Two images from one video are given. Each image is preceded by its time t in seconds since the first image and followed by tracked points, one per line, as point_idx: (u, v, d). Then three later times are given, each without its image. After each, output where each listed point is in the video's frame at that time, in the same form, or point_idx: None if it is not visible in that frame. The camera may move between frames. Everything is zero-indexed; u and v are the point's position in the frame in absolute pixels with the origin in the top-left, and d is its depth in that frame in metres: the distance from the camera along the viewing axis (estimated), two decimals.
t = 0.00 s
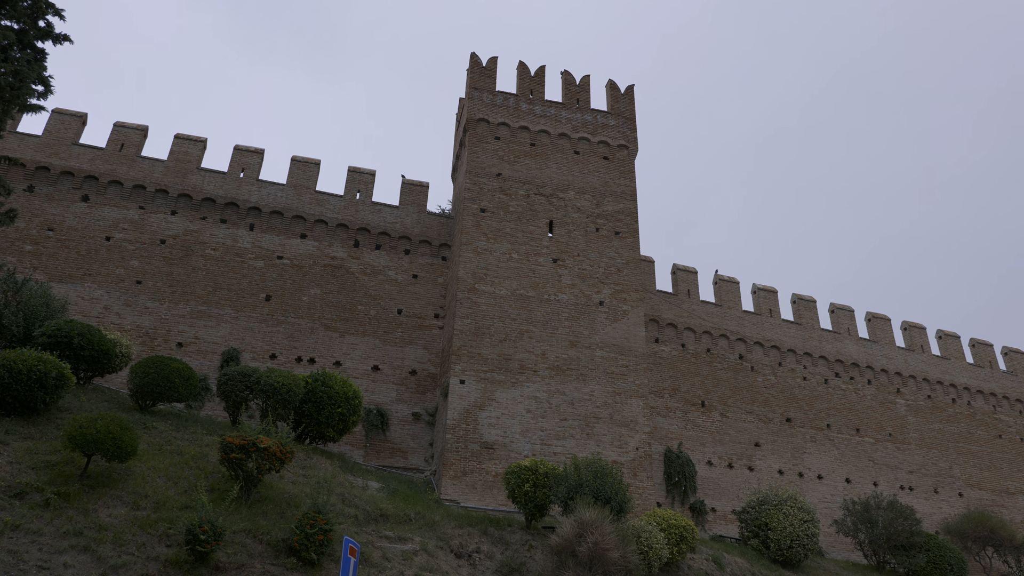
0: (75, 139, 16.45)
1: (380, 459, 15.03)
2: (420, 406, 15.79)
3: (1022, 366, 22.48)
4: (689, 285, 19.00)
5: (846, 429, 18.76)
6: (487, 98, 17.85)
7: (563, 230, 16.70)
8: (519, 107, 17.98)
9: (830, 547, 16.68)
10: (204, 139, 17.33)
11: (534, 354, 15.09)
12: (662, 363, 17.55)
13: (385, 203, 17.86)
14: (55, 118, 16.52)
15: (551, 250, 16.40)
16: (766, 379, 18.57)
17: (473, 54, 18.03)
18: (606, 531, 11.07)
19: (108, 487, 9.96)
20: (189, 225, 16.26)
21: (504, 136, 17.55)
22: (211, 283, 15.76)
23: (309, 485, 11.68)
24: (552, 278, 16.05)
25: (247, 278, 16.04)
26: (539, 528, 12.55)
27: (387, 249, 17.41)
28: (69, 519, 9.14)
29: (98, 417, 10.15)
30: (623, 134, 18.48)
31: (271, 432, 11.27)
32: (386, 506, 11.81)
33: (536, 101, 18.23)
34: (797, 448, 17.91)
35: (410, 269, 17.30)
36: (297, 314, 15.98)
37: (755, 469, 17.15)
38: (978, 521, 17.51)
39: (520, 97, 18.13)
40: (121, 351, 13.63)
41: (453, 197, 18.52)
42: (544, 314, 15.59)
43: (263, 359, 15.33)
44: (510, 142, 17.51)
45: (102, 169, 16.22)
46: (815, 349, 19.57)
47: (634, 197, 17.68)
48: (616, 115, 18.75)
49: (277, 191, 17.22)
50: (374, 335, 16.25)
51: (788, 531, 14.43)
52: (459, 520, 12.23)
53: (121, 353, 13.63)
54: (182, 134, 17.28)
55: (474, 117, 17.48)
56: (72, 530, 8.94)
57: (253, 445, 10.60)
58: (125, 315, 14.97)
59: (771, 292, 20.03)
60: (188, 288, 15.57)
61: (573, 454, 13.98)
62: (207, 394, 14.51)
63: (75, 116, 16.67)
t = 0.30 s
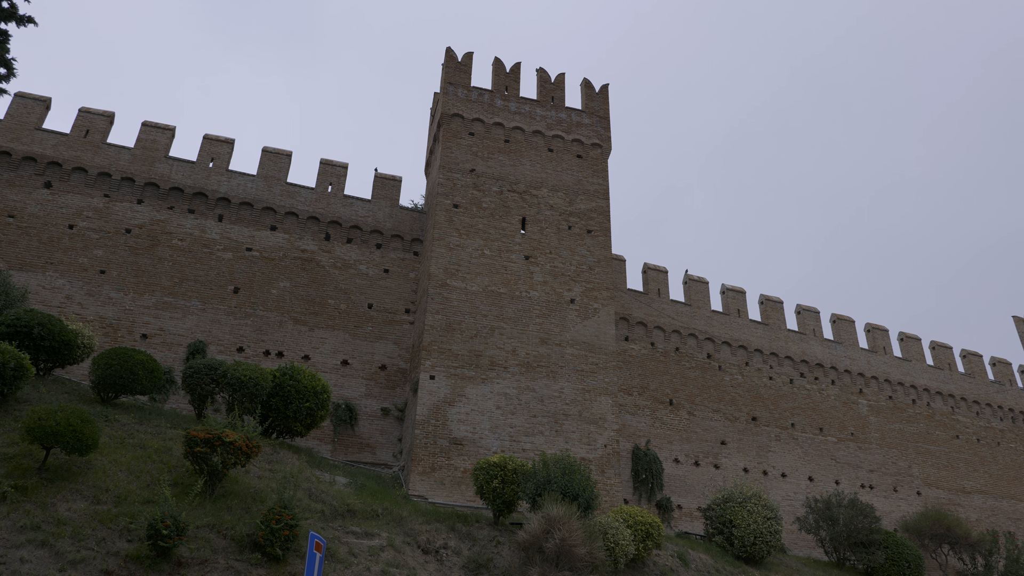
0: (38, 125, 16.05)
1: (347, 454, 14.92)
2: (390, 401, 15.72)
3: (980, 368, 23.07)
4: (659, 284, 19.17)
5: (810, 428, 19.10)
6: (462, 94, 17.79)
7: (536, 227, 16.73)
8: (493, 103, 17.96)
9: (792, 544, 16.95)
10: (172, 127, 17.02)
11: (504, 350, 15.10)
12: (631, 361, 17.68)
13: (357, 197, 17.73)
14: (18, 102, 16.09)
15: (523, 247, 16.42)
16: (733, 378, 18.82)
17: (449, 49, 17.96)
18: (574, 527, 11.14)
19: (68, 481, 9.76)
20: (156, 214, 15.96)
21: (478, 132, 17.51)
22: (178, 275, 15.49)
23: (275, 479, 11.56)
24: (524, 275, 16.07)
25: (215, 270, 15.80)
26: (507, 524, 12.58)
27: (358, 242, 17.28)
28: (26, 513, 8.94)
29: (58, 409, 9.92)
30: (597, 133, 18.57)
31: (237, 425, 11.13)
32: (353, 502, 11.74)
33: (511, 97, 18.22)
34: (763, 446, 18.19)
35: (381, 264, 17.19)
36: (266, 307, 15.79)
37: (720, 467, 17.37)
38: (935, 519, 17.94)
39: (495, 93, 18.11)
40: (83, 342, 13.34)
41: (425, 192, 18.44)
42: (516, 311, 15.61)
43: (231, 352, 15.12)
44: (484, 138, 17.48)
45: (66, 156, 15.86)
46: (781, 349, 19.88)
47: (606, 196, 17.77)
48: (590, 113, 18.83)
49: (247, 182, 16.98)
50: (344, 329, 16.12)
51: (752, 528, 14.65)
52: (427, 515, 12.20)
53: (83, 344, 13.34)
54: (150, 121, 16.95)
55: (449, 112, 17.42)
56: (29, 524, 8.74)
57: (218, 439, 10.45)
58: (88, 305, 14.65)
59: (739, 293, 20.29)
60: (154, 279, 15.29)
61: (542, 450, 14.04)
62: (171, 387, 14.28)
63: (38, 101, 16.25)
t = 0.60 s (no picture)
0: None
1: (315, 448, 14.79)
2: (358, 395, 15.62)
3: (939, 369, 23.66)
4: (630, 282, 19.31)
5: (774, 425, 19.42)
6: (437, 87, 17.70)
7: (508, 223, 16.73)
8: (468, 98, 17.90)
9: (754, 540, 17.24)
10: (139, 113, 16.67)
11: (475, 346, 15.08)
12: (601, 358, 17.80)
13: (329, 188, 17.55)
14: None
15: (495, 242, 16.41)
16: (701, 376, 19.05)
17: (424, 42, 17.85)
18: (540, 522, 11.19)
19: (25, 473, 9.53)
20: (121, 201, 15.62)
21: (452, 125, 17.43)
22: (143, 264, 15.19)
23: (241, 473, 11.42)
24: (496, 270, 16.07)
25: (181, 260, 15.53)
26: (474, 518, 12.59)
27: (329, 234, 17.12)
28: None
29: (17, 400, 9.69)
30: (571, 130, 18.61)
31: (202, 418, 10.96)
32: (319, 496, 11.66)
33: (486, 92, 18.18)
34: (728, 443, 18.45)
35: (352, 256, 17.06)
36: (234, 298, 15.57)
37: (687, 463, 17.58)
38: (893, 515, 18.38)
39: (470, 88, 18.05)
40: (43, 331, 13.03)
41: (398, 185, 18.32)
42: (487, 306, 15.60)
43: (197, 343, 14.88)
44: (458, 132, 17.40)
45: (28, 140, 15.45)
46: (748, 348, 20.17)
47: (579, 193, 17.83)
48: (564, 110, 18.87)
49: (216, 171, 16.71)
50: (313, 321, 15.97)
51: (716, 524, 14.85)
52: (394, 510, 12.16)
53: (43, 333, 13.03)
54: (116, 107, 16.59)
55: (423, 106, 17.32)
56: None
57: (182, 431, 10.29)
58: (49, 293, 14.30)
59: (708, 292, 20.53)
60: (118, 268, 14.97)
61: (511, 446, 14.07)
62: (135, 378, 14.00)
63: None
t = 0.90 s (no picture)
0: None
1: (278, 439, 14.63)
2: (324, 386, 15.49)
3: (896, 369, 24.25)
4: (599, 277, 19.43)
5: (736, 422, 19.74)
6: (409, 77, 17.56)
7: (478, 216, 16.70)
8: (440, 89, 17.80)
9: (715, 534, 17.52)
10: (102, 94, 16.27)
11: (442, 338, 15.05)
12: (568, 353, 17.89)
13: (297, 176, 17.33)
14: None
15: (465, 234, 16.37)
16: (666, 372, 19.26)
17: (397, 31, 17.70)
18: (505, 515, 11.24)
19: None
20: (81, 184, 15.24)
21: (424, 117, 17.32)
22: (104, 249, 14.85)
23: (202, 463, 11.26)
24: (465, 263, 16.04)
25: (144, 246, 15.21)
26: (439, 511, 12.59)
27: (297, 223, 16.91)
28: None
29: None
30: (543, 125, 18.63)
31: (162, 407, 10.78)
32: (282, 487, 11.55)
33: (458, 84, 18.10)
34: (691, 439, 18.71)
35: (320, 246, 16.88)
36: (197, 285, 15.30)
37: (650, 458, 17.78)
38: (849, 511, 18.82)
39: (443, 79, 17.95)
40: None
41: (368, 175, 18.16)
42: (455, 299, 15.56)
43: (158, 331, 14.60)
44: (430, 123, 17.30)
45: None
46: (712, 345, 20.44)
47: (550, 187, 17.87)
48: (537, 104, 18.87)
49: (181, 156, 16.39)
50: (278, 311, 15.77)
51: (678, 518, 15.06)
52: (358, 501, 12.10)
53: None
54: (78, 87, 16.16)
55: (394, 96, 17.18)
56: None
57: (142, 421, 10.10)
58: (4, 277, 13.90)
59: (675, 289, 20.75)
60: (77, 252, 14.60)
61: (477, 439, 14.08)
62: (93, 366, 13.69)
63: None
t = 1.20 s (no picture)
0: None
1: (248, 428, 14.50)
2: (296, 375, 15.37)
3: (862, 365, 24.69)
4: (573, 271, 19.49)
5: (707, 415, 19.97)
6: (387, 65, 17.40)
7: (454, 206, 16.64)
8: (418, 78, 17.66)
9: (683, 525, 17.75)
10: (71, 75, 15.90)
11: (416, 329, 15.01)
12: (542, 345, 17.94)
13: (271, 163, 17.13)
14: None
15: (440, 225, 16.31)
16: (639, 365, 19.41)
17: (375, 18, 17.52)
18: (476, 506, 11.28)
19: None
20: (48, 166, 14.89)
21: (401, 105, 17.17)
22: (71, 232, 14.54)
23: (170, 452, 11.12)
24: (440, 253, 15.98)
25: (112, 230, 14.92)
26: (410, 502, 12.58)
27: (270, 210, 16.71)
28: None
29: None
30: (521, 117, 18.59)
31: (130, 394, 10.62)
32: (252, 476, 11.46)
33: (436, 73, 17.98)
34: (662, 432, 18.89)
35: (293, 234, 16.71)
36: (168, 271, 15.07)
37: (621, 450, 17.93)
38: (814, 504, 19.16)
39: (420, 68, 17.81)
40: None
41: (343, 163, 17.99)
42: (430, 289, 15.51)
43: (126, 317, 14.36)
44: (407, 112, 17.17)
45: None
46: (685, 339, 20.64)
47: (526, 179, 17.85)
48: (514, 96, 18.82)
49: (152, 139, 16.09)
50: (250, 299, 15.59)
51: (647, 510, 15.23)
52: (329, 492, 12.04)
53: None
54: (45, 66, 15.77)
55: (371, 83, 17.01)
56: None
57: (109, 408, 9.94)
58: None
59: (649, 283, 20.89)
60: (43, 235, 14.28)
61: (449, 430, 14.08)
62: (58, 351, 13.43)
63: None
